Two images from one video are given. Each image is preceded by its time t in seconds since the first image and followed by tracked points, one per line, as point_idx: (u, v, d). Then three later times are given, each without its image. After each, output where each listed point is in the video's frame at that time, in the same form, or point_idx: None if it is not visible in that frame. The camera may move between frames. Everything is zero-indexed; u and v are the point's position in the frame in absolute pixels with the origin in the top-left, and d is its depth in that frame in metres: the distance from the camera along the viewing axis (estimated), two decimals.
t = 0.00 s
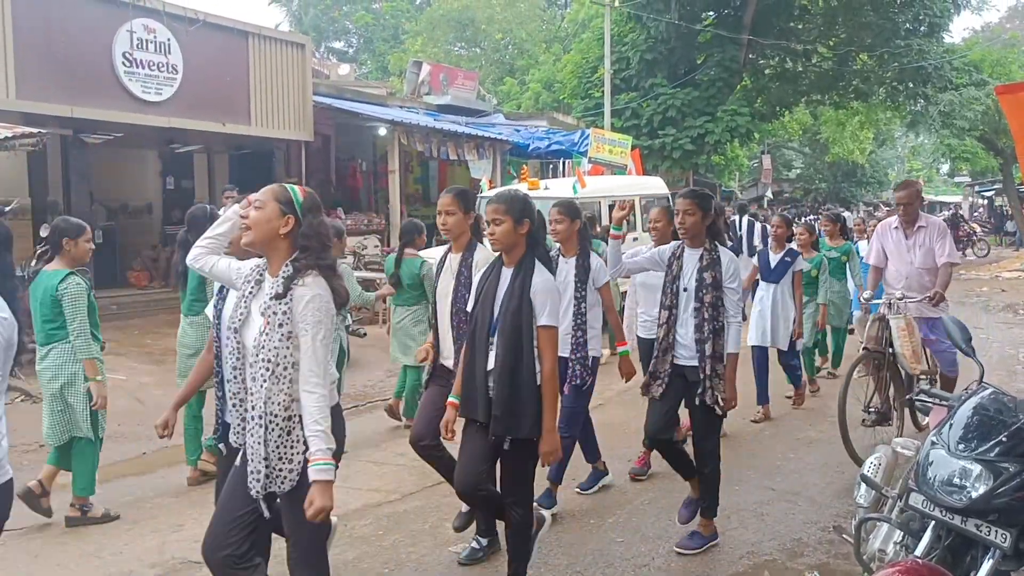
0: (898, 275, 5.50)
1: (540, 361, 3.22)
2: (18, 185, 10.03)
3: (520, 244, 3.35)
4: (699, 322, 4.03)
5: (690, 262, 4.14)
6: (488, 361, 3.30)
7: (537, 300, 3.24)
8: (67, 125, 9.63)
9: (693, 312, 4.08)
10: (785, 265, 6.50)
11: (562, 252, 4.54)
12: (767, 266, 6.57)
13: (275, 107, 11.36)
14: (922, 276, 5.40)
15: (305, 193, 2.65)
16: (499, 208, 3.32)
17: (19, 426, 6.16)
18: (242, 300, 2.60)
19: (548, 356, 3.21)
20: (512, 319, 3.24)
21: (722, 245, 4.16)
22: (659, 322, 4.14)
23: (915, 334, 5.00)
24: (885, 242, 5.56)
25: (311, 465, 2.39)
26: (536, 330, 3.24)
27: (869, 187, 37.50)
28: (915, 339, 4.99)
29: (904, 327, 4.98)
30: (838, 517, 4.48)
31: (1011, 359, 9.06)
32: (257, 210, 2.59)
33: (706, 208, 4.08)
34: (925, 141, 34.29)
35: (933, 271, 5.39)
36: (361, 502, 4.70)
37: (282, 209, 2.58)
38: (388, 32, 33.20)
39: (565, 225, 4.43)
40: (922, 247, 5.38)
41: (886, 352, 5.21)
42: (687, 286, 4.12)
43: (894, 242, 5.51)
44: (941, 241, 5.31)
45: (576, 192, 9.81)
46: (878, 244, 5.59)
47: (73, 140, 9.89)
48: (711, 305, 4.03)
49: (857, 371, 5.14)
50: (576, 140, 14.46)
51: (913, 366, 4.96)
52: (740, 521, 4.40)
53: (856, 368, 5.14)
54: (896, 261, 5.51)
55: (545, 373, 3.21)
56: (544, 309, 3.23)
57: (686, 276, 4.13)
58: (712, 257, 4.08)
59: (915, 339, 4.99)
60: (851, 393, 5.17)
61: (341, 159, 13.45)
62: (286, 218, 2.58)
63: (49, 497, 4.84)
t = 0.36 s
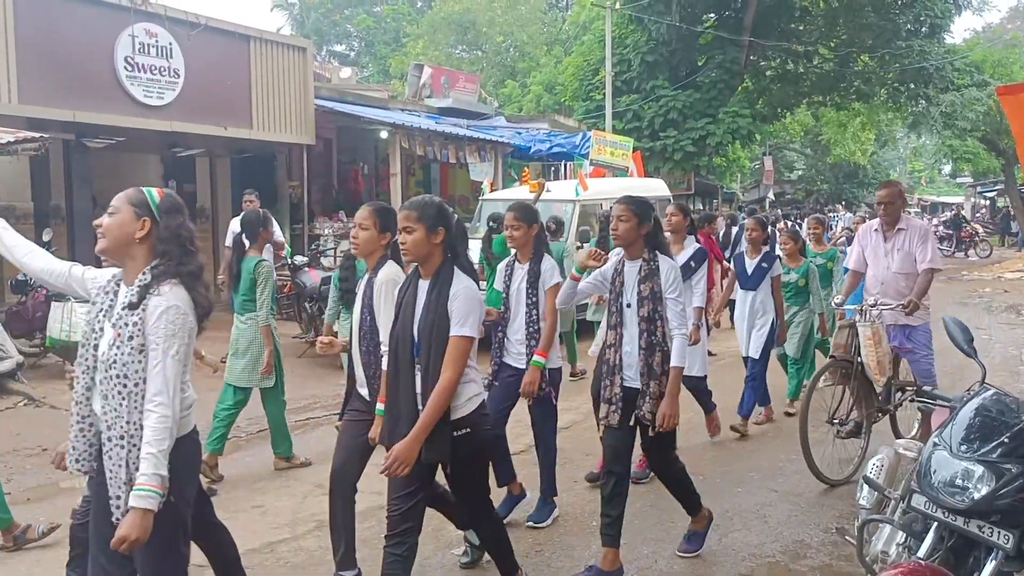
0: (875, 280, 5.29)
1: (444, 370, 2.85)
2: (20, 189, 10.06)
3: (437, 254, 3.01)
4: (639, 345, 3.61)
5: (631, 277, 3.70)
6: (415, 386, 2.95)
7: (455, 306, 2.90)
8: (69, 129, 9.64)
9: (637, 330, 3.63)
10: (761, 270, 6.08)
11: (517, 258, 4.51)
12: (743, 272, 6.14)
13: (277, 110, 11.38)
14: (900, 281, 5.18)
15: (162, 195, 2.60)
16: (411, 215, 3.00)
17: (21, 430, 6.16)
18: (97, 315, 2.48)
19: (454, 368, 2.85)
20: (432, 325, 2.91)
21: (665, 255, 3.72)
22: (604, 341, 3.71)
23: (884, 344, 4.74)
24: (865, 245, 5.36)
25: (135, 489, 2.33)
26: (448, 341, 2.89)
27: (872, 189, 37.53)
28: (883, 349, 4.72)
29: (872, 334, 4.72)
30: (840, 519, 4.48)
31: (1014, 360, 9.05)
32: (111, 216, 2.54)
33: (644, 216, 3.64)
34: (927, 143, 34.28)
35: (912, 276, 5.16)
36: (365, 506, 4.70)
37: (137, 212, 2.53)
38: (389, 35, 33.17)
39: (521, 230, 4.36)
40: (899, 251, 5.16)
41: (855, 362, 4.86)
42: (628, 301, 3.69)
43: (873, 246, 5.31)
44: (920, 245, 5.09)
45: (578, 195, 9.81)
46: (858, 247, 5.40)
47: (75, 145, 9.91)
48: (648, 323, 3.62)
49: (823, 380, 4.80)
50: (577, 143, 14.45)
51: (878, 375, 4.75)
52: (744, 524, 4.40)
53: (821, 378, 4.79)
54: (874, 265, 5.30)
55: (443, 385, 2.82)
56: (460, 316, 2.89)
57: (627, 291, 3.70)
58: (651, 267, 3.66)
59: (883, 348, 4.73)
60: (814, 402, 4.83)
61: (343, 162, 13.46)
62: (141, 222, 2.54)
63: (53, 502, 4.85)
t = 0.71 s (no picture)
0: (850, 285, 4.84)
1: (371, 387, 2.57)
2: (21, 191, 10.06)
3: (343, 252, 2.70)
4: (576, 350, 3.43)
5: (565, 280, 3.52)
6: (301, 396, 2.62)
7: (365, 313, 2.59)
8: (70, 132, 9.65)
9: (572, 336, 3.46)
10: (735, 271, 5.89)
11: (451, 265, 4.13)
12: (715, 274, 5.97)
13: (277, 112, 11.39)
14: (874, 287, 4.75)
15: None
16: (313, 209, 2.68)
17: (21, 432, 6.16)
18: None
19: (380, 381, 2.57)
20: (330, 343, 2.56)
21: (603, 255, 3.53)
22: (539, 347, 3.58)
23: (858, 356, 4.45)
24: (840, 247, 4.91)
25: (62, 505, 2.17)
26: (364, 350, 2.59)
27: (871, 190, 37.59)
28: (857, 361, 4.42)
29: (845, 344, 4.41)
30: (840, 521, 4.47)
31: (1014, 362, 9.05)
32: None
33: (575, 215, 3.43)
34: (927, 144, 34.33)
35: (889, 282, 4.73)
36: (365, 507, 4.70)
37: None
38: (389, 37, 33.12)
39: (448, 238, 3.99)
40: (877, 254, 4.73)
41: (826, 374, 4.52)
42: (563, 303, 3.52)
43: (849, 248, 4.86)
44: (900, 248, 4.66)
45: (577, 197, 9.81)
46: (832, 250, 4.94)
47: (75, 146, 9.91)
48: (585, 329, 3.41)
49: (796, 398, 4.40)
50: (577, 144, 14.47)
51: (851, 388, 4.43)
52: (743, 526, 4.40)
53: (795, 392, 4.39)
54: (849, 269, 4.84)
55: (376, 404, 2.56)
56: (378, 322, 2.60)
57: (562, 295, 3.53)
58: (589, 270, 3.45)
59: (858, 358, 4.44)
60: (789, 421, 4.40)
61: (342, 164, 13.47)
62: None
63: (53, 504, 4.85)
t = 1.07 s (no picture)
0: (824, 294, 4.81)
1: (258, 405, 2.51)
2: (20, 193, 10.07)
3: (231, 256, 2.65)
4: (511, 365, 3.34)
5: (503, 287, 3.39)
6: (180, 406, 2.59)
7: (245, 323, 2.52)
8: (70, 134, 9.66)
9: (507, 349, 3.37)
10: (705, 277, 5.70)
11: (392, 277, 3.94)
12: (685, 281, 5.76)
13: (277, 115, 11.39)
14: (849, 295, 4.72)
15: None
16: (203, 207, 2.60)
17: (20, 434, 6.16)
18: None
19: (265, 399, 2.50)
20: (209, 357, 2.51)
21: (543, 263, 3.42)
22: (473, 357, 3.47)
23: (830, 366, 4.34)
24: (812, 256, 4.88)
25: None
26: (249, 365, 2.52)
27: (870, 194, 37.68)
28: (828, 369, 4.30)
29: (817, 353, 4.29)
30: (838, 524, 4.48)
31: (1014, 366, 9.06)
32: None
33: (511, 221, 3.32)
34: (926, 149, 34.38)
35: (863, 290, 4.70)
36: (363, 510, 4.70)
37: None
38: (389, 40, 33.12)
39: (387, 243, 3.91)
40: (851, 261, 4.70)
41: (798, 386, 4.36)
42: (501, 314, 3.39)
43: (821, 256, 4.84)
44: (873, 256, 4.64)
45: (577, 200, 9.82)
46: (804, 259, 4.91)
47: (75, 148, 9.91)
48: (520, 343, 3.33)
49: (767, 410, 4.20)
50: (577, 148, 14.50)
51: (824, 400, 4.32)
52: (742, 529, 4.40)
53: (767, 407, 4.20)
54: (823, 278, 4.81)
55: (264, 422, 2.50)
56: (260, 338, 2.52)
57: (498, 304, 3.40)
58: (525, 280, 3.34)
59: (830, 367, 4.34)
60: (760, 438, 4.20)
61: (342, 167, 13.48)
62: None
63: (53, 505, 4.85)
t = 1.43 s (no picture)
0: (794, 301, 4.47)
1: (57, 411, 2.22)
2: (24, 195, 10.09)
3: (72, 264, 2.40)
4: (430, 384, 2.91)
5: (424, 298, 2.98)
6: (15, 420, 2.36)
7: (73, 334, 2.26)
8: (72, 136, 9.67)
9: (425, 365, 2.94)
10: (684, 286, 5.34)
11: (319, 278, 3.53)
12: (664, 289, 5.42)
13: (280, 117, 11.39)
14: (822, 304, 4.37)
15: None
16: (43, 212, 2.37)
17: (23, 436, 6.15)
18: None
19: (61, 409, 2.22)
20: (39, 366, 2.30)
21: (469, 273, 3.00)
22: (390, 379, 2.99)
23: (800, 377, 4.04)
24: (784, 262, 4.54)
25: None
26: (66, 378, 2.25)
27: (872, 196, 37.64)
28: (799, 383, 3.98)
29: (783, 364, 3.93)
30: (840, 527, 4.47)
31: (1016, 369, 9.05)
32: None
33: (429, 228, 2.95)
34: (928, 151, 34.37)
35: (836, 298, 4.35)
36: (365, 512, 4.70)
37: None
38: (392, 43, 33.08)
39: (309, 240, 3.47)
40: (822, 268, 4.35)
41: (763, 400, 4.08)
42: (419, 328, 2.96)
43: (793, 263, 4.50)
44: (846, 261, 4.29)
45: (580, 202, 9.83)
46: (776, 266, 4.58)
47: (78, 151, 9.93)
48: (439, 360, 2.91)
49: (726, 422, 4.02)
50: (579, 150, 14.53)
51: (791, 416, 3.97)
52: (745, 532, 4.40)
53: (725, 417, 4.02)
54: (793, 284, 4.47)
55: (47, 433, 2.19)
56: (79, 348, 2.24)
57: (419, 317, 2.97)
58: (445, 292, 2.94)
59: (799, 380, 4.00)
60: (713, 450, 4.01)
61: (345, 170, 13.50)
62: None
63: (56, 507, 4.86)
